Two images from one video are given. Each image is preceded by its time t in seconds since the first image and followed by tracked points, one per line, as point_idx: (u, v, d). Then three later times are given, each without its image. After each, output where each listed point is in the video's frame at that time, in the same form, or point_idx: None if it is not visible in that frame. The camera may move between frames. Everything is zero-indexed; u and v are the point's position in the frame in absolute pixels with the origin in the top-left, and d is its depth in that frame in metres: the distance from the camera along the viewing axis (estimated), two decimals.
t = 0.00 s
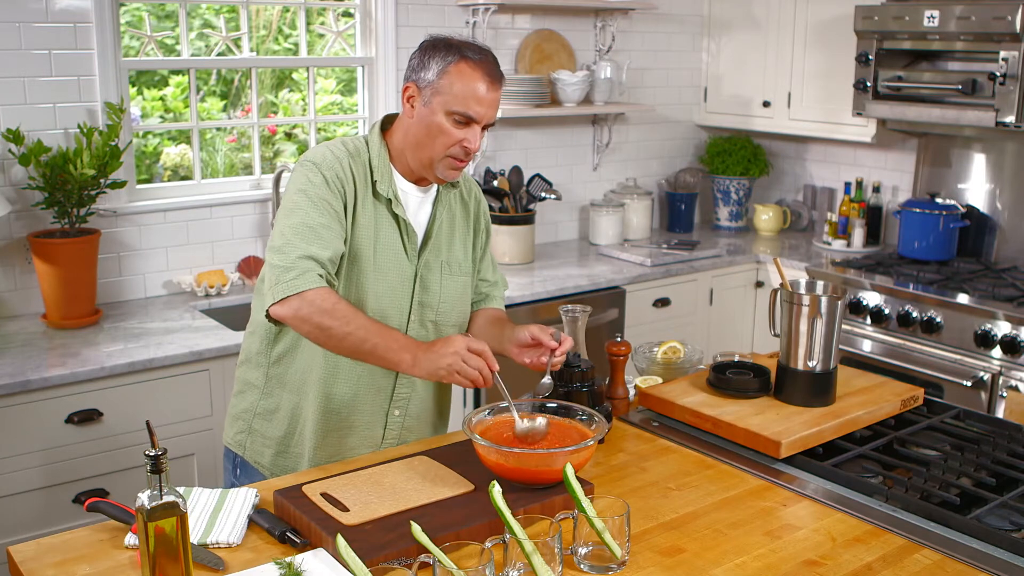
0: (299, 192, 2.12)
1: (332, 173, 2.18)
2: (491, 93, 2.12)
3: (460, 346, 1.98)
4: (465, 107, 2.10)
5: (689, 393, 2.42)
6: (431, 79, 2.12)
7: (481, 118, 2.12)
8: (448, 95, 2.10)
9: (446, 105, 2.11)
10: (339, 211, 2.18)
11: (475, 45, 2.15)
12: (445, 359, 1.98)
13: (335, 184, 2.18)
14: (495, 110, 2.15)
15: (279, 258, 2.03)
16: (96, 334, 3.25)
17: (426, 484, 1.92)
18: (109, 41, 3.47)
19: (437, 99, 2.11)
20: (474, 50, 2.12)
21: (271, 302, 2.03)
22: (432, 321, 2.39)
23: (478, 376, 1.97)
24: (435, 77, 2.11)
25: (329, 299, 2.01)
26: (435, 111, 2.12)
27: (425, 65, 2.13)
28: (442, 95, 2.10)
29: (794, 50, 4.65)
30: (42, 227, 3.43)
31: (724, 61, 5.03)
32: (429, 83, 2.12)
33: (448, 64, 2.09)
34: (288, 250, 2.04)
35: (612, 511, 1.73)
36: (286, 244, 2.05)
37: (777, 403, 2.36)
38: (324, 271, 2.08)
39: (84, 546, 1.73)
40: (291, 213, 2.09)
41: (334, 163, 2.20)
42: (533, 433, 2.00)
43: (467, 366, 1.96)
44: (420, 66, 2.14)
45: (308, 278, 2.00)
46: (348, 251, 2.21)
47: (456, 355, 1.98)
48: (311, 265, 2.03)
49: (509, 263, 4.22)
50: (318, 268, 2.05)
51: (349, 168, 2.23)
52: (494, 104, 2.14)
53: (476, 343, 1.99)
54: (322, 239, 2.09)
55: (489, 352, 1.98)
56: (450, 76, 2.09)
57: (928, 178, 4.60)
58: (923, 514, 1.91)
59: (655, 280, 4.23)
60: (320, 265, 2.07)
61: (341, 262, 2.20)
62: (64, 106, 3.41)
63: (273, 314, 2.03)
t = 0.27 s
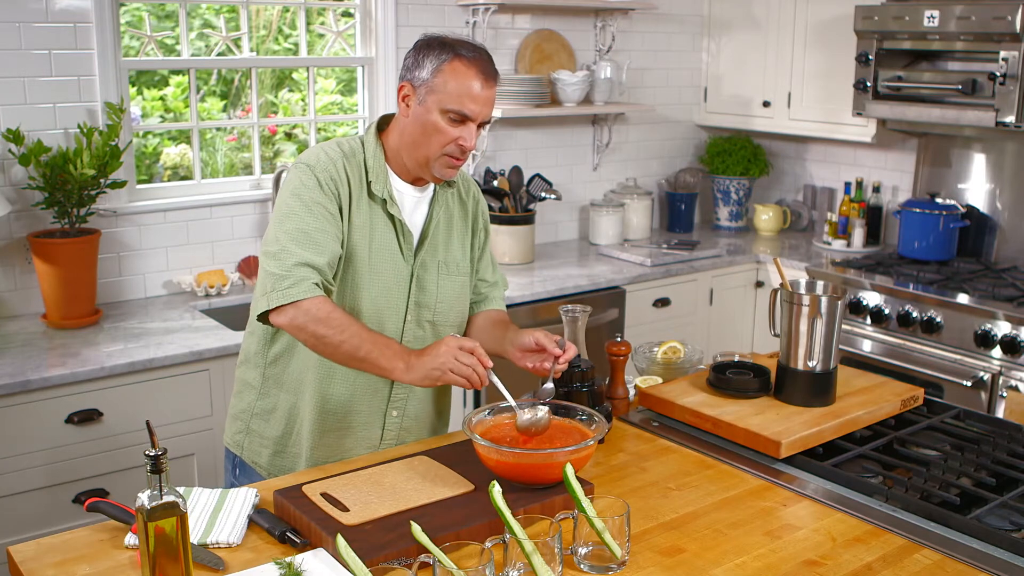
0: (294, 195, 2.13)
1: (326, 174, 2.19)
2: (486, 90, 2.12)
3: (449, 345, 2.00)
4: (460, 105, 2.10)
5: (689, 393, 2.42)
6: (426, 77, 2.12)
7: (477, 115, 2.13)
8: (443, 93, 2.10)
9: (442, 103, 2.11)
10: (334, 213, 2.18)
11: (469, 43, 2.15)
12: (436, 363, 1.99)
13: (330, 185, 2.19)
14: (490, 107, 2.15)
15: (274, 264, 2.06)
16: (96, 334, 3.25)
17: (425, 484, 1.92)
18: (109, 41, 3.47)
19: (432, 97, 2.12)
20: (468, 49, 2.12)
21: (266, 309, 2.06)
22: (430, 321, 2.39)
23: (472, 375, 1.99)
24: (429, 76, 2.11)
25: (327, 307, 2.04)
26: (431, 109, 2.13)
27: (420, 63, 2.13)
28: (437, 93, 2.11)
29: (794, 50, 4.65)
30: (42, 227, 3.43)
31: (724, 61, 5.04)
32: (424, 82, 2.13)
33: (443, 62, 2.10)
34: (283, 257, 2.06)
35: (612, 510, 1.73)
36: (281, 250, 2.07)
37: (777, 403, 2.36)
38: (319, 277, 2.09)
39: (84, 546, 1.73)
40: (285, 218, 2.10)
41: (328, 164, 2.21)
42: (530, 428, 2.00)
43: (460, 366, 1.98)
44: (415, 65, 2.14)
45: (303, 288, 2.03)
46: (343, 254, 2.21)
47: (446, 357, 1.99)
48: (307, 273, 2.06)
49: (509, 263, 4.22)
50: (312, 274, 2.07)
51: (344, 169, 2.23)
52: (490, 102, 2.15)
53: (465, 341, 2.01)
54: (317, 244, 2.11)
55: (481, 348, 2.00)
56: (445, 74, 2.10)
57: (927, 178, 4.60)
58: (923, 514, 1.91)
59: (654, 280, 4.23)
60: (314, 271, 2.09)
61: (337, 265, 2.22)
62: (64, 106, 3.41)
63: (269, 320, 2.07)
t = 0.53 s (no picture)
0: (291, 196, 2.14)
1: (324, 175, 2.19)
2: (483, 90, 2.12)
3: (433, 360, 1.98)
4: (457, 106, 2.10)
5: (689, 393, 2.42)
6: (423, 78, 2.12)
7: (474, 116, 2.13)
8: (440, 94, 2.10)
9: (438, 104, 2.11)
10: (333, 213, 2.19)
11: (466, 44, 2.15)
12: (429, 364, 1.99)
13: (327, 186, 2.19)
14: (487, 107, 2.15)
15: (273, 265, 2.06)
16: (96, 334, 3.25)
17: (425, 484, 1.92)
18: (109, 41, 3.47)
19: (429, 98, 2.12)
20: (465, 49, 2.12)
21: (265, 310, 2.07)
22: (429, 322, 2.39)
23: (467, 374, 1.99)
24: (426, 76, 2.11)
25: (325, 309, 2.05)
26: (428, 110, 2.13)
27: (417, 64, 2.13)
28: (434, 94, 2.11)
29: (794, 50, 4.65)
30: (42, 227, 3.43)
31: (724, 61, 5.04)
32: (421, 82, 2.13)
33: (440, 62, 2.10)
34: (281, 258, 2.07)
35: (612, 511, 1.73)
36: (280, 251, 2.08)
37: (777, 403, 2.36)
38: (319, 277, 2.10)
39: (83, 546, 1.73)
40: (284, 219, 2.11)
41: (326, 165, 2.21)
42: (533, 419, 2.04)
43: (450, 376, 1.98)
44: (412, 66, 2.15)
45: (302, 289, 2.04)
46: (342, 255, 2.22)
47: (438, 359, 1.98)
48: (306, 274, 2.06)
49: (509, 263, 4.22)
50: (311, 275, 2.08)
51: (342, 169, 2.24)
52: (487, 102, 2.15)
53: (448, 349, 1.99)
54: (315, 245, 2.12)
55: (465, 356, 1.97)
56: (441, 75, 2.09)
57: (927, 178, 4.60)
58: (923, 514, 1.91)
59: (655, 280, 4.23)
60: (313, 272, 2.10)
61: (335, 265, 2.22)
62: (64, 106, 3.41)
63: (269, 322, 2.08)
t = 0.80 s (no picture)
0: (289, 195, 2.14)
1: (323, 174, 2.20)
2: (482, 91, 2.12)
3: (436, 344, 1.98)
4: (456, 106, 2.10)
5: (689, 393, 2.42)
6: (422, 78, 2.12)
7: (473, 116, 2.13)
8: (439, 94, 2.10)
9: (437, 104, 2.11)
10: (331, 213, 2.19)
11: (465, 44, 2.14)
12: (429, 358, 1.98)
13: (326, 185, 2.19)
14: (487, 107, 2.15)
15: (272, 264, 2.07)
16: (96, 334, 3.25)
17: (425, 484, 1.92)
18: (109, 41, 3.47)
19: (428, 98, 2.12)
20: (463, 49, 2.12)
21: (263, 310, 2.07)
22: (428, 322, 2.39)
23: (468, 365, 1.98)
24: (426, 76, 2.11)
25: (325, 306, 2.05)
26: (427, 110, 2.13)
27: (416, 65, 2.13)
28: (433, 94, 2.11)
29: (794, 50, 4.65)
30: (42, 227, 3.43)
31: (724, 61, 5.04)
32: (420, 82, 2.13)
33: (439, 63, 2.10)
34: (279, 257, 2.07)
35: (612, 510, 1.73)
36: (279, 250, 2.08)
37: (777, 403, 2.36)
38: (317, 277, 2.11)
39: (83, 546, 1.73)
40: (282, 218, 2.11)
41: (324, 164, 2.21)
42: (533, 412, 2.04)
43: (452, 363, 1.97)
44: (411, 67, 2.15)
45: (300, 288, 2.04)
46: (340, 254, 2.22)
47: (439, 353, 1.97)
48: (305, 273, 2.07)
49: (509, 263, 4.21)
50: (309, 274, 2.08)
51: (340, 169, 2.24)
52: (486, 102, 2.14)
53: (453, 334, 1.99)
54: (313, 244, 2.12)
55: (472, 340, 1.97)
56: (440, 75, 2.10)
57: (928, 178, 4.60)
58: (923, 514, 1.91)
59: (655, 280, 4.23)
60: (311, 271, 2.10)
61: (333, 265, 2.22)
62: (64, 106, 3.41)
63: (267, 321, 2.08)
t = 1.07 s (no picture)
0: (287, 195, 2.14)
1: (320, 174, 2.19)
2: (481, 90, 2.12)
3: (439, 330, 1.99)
4: (455, 105, 2.10)
5: (689, 393, 2.42)
6: (421, 78, 2.12)
7: (472, 116, 2.13)
8: (438, 94, 2.10)
9: (437, 104, 2.11)
10: (328, 212, 2.19)
11: (464, 44, 2.15)
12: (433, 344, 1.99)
13: (323, 185, 2.19)
14: (486, 107, 2.16)
15: (269, 263, 2.07)
16: (96, 334, 3.25)
17: (425, 484, 1.92)
18: (109, 41, 3.47)
19: (428, 98, 2.12)
20: (462, 49, 2.12)
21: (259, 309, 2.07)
22: (426, 321, 2.39)
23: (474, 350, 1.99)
24: (425, 76, 2.12)
25: (326, 305, 2.05)
26: (426, 110, 2.13)
27: (415, 64, 2.13)
28: (432, 94, 2.11)
29: (794, 50, 4.65)
30: (42, 227, 3.43)
31: (724, 62, 5.04)
32: (419, 82, 2.13)
33: (438, 62, 2.10)
34: (276, 256, 2.07)
35: (612, 510, 1.73)
36: (276, 250, 2.08)
37: (778, 403, 2.36)
38: (315, 276, 2.11)
39: (83, 546, 1.73)
40: (280, 217, 2.11)
41: (322, 164, 2.21)
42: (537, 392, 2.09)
43: (457, 346, 1.98)
44: (410, 67, 2.15)
45: (298, 287, 2.04)
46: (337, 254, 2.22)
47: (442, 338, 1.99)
48: (302, 272, 2.07)
49: (509, 263, 4.21)
50: (307, 273, 2.08)
51: (339, 168, 2.24)
52: (485, 102, 2.15)
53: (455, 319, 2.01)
54: (311, 244, 2.12)
55: (473, 323, 2.00)
56: (440, 75, 2.10)
57: (928, 178, 4.60)
58: (923, 514, 1.91)
59: (655, 280, 4.23)
60: (308, 270, 2.10)
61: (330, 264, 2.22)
62: (64, 106, 3.41)
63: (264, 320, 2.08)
